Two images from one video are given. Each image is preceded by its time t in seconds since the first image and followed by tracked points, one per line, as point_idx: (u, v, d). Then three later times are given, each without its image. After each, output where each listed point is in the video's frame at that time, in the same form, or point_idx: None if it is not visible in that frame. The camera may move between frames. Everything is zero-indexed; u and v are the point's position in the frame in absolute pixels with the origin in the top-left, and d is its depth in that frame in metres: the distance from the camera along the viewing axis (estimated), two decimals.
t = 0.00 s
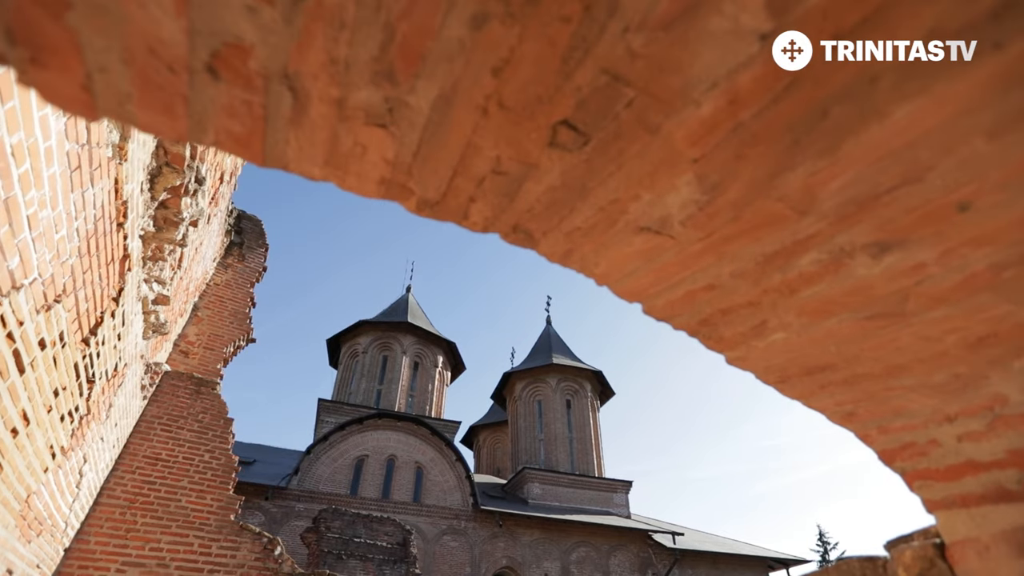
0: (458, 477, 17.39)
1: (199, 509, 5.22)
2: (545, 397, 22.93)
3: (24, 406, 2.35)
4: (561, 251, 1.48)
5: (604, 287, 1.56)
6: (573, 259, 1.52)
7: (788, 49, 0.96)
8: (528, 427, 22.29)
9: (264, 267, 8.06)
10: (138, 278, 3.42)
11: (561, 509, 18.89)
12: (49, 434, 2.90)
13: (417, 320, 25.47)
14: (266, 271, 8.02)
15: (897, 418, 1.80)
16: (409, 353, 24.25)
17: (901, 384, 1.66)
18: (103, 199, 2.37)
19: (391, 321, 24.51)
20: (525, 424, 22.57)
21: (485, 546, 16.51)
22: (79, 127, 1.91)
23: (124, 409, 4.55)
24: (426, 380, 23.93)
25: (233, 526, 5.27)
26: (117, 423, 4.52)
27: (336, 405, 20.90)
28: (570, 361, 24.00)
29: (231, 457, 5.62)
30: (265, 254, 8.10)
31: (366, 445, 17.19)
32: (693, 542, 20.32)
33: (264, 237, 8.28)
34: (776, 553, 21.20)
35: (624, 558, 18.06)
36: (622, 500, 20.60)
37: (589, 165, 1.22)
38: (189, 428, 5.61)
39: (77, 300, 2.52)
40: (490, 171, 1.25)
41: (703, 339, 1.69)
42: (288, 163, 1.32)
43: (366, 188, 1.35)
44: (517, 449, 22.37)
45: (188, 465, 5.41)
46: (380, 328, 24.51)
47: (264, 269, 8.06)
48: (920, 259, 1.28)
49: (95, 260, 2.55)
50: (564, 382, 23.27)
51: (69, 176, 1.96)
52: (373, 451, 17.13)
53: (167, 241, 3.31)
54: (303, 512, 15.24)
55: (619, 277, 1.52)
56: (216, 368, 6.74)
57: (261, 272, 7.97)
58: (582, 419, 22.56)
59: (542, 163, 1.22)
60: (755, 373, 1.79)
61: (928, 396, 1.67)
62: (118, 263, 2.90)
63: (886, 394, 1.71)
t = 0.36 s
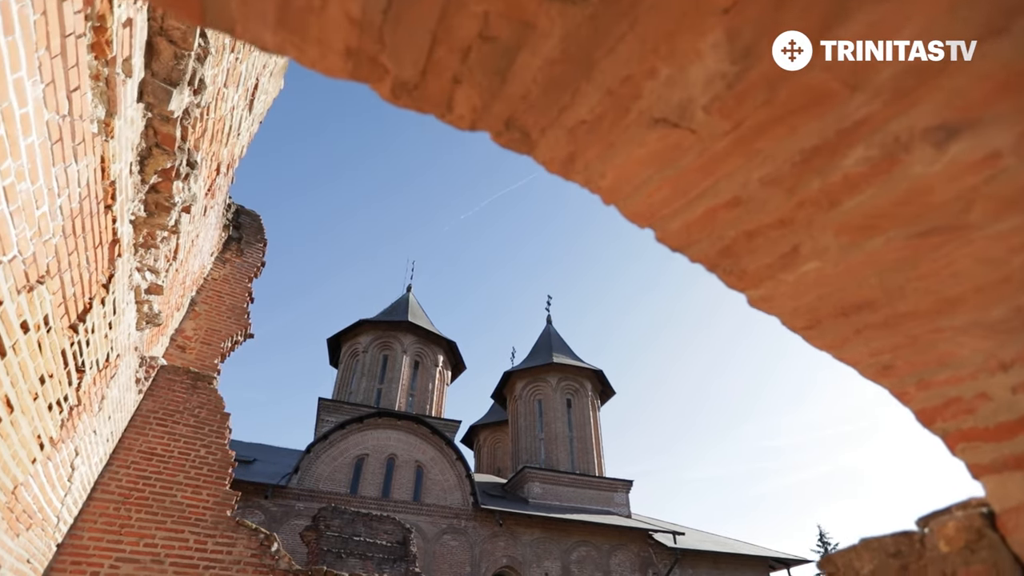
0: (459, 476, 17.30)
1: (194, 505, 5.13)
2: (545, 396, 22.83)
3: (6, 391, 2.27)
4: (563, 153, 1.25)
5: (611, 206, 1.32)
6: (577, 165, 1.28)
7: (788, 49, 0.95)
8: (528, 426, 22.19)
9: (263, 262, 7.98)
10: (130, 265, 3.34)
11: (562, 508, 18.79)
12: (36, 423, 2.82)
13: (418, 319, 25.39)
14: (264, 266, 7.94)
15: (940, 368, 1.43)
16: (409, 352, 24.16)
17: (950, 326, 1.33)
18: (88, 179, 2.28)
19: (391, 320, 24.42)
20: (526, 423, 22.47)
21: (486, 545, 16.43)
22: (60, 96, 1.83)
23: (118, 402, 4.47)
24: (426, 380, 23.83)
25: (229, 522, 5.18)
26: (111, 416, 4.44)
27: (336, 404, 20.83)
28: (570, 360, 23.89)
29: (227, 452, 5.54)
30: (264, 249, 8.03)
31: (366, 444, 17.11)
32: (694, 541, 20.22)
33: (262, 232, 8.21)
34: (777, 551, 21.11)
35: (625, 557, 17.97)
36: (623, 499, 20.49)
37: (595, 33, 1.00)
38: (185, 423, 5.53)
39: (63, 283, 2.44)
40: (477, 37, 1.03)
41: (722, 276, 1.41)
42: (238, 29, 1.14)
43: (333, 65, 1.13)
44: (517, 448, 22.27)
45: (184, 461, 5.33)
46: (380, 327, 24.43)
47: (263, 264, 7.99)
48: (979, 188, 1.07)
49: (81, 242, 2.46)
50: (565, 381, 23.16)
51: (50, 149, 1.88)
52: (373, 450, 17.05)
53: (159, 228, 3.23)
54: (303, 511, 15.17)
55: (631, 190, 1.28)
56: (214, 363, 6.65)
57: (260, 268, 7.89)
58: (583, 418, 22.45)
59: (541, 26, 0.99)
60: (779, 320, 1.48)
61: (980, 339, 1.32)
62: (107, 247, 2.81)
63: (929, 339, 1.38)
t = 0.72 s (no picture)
0: (459, 475, 17.19)
1: (190, 500, 5.03)
2: (546, 395, 22.73)
3: None
4: (586, 8, 1.13)
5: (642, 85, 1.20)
6: (601, 27, 1.16)
7: (789, 49, 1.03)
8: (529, 425, 22.08)
9: (261, 255, 7.90)
10: (122, 249, 3.25)
11: (563, 507, 18.69)
12: (23, 409, 2.73)
13: (418, 318, 25.29)
14: (263, 260, 7.86)
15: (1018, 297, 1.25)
16: (410, 351, 24.06)
17: None
18: (75, 152, 2.19)
19: (392, 319, 24.34)
20: (527, 422, 22.36)
21: (486, 544, 16.33)
22: (40, 57, 1.75)
23: (111, 393, 4.38)
24: (426, 378, 23.75)
25: (226, 517, 5.08)
26: (104, 408, 4.35)
27: (336, 402, 20.75)
28: (572, 358, 23.78)
29: (225, 446, 5.45)
30: (263, 242, 7.95)
31: (366, 443, 17.02)
32: (696, 541, 20.10)
33: (261, 225, 8.13)
34: (779, 551, 20.99)
35: (627, 557, 17.87)
36: (624, 498, 20.37)
37: None
38: (181, 416, 5.44)
39: (48, 262, 2.35)
40: None
41: (769, 182, 1.25)
42: None
43: None
44: (518, 447, 22.17)
45: (180, 454, 5.23)
46: (380, 325, 24.35)
47: (261, 257, 7.90)
48: None
49: (68, 218, 2.37)
50: (567, 379, 23.05)
51: (31, 114, 1.79)
52: (374, 448, 16.95)
53: (151, 210, 3.14)
54: (303, 510, 15.08)
55: (666, 63, 1.15)
56: (211, 356, 6.54)
57: (258, 261, 7.81)
58: (584, 416, 22.35)
59: None
60: (830, 238, 1.30)
61: None
62: (97, 227, 2.73)
63: (1009, 258, 1.19)
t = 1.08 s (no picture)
0: (461, 471, 17.10)
1: (187, 491, 4.94)
2: (547, 392, 22.64)
3: None
4: None
5: None
6: None
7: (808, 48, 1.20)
8: (531, 422, 21.99)
9: (260, 246, 7.81)
10: (114, 228, 3.16)
11: (565, 504, 18.60)
12: (10, 390, 2.64)
13: (419, 315, 25.18)
14: (262, 251, 7.77)
15: None
16: (411, 348, 23.95)
17: None
18: (59, 116, 2.09)
19: (392, 315, 24.26)
20: (528, 419, 22.27)
21: (488, 541, 16.25)
22: (17, 5, 1.66)
23: (105, 381, 4.28)
24: (427, 375, 23.67)
25: (223, 509, 4.99)
26: (98, 396, 4.25)
27: (336, 399, 20.68)
28: (574, 355, 23.68)
29: (222, 437, 5.36)
30: (261, 233, 7.85)
31: (367, 439, 16.93)
32: (699, 538, 20.00)
33: (259, 216, 8.03)
34: (782, 549, 20.88)
35: (628, 554, 17.77)
36: (626, 495, 20.27)
37: None
38: (178, 407, 5.35)
39: (34, 234, 2.26)
40: None
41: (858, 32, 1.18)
42: None
43: None
44: (519, 444, 22.07)
45: (177, 445, 5.14)
46: (381, 322, 24.28)
47: (259, 248, 7.81)
48: None
49: (53, 189, 2.27)
50: (568, 376, 22.96)
51: (8, 68, 1.69)
52: (374, 445, 16.87)
53: (144, 187, 3.06)
54: (303, 506, 15.01)
55: None
56: (209, 347, 6.43)
57: (257, 252, 7.72)
58: (586, 413, 22.25)
59: None
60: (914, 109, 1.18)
61: None
62: (87, 202, 2.64)
63: None
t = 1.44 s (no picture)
0: (462, 461, 17.07)
1: (186, 474, 4.87)
2: (548, 382, 22.61)
3: None
4: None
5: None
6: None
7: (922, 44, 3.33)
8: (532, 412, 21.97)
9: (259, 231, 7.71)
10: (105, 198, 3.06)
11: (566, 493, 18.60)
12: None
13: (420, 306, 25.08)
14: (260, 235, 7.67)
15: None
16: (411, 339, 23.88)
17: None
18: (41, 66, 1.97)
19: (393, 306, 24.18)
20: (529, 409, 22.24)
21: (489, 530, 16.25)
22: None
23: (101, 361, 4.19)
24: (428, 366, 23.62)
25: (223, 492, 4.92)
26: (93, 376, 4.16)
27: (337, 390, 20.65)
28: (575, 346, 23.61)
29: (222, 421, 5.29)
30: (260, 217, 7.75)
31: (368, 429, 16.89)
32: (699, 527, 20.03)
33: (257, 200, 7.92)
34: (782, 538, 20.93)
35: (630, 543, 17.79)
36: (627, 485, 20.28)
37: None
38: (176, 390, 5.27)
39: (19, 195, 2.16)
40: None
41: None
42: None
43: None
44: (520, 435, 22.06)
45: (175, 428, 5.06)
46: (381, 313, 24.22)
47: (258, 233, 7.71)
48: None
49: (37, 148, 2.16)
50: (569, 367, 22.91)
51: None
52: (375, 435, 16.83)
53: (135, 155, 2.95)
54: (304, 495, 14.99)
55: None
56: (207, 331, 6.33)
57: (256, 236, 7.62)
58: (587, 403, 22.22)
59: None
60: None
61: None
62: (75, 167, 2.53)
63: None
